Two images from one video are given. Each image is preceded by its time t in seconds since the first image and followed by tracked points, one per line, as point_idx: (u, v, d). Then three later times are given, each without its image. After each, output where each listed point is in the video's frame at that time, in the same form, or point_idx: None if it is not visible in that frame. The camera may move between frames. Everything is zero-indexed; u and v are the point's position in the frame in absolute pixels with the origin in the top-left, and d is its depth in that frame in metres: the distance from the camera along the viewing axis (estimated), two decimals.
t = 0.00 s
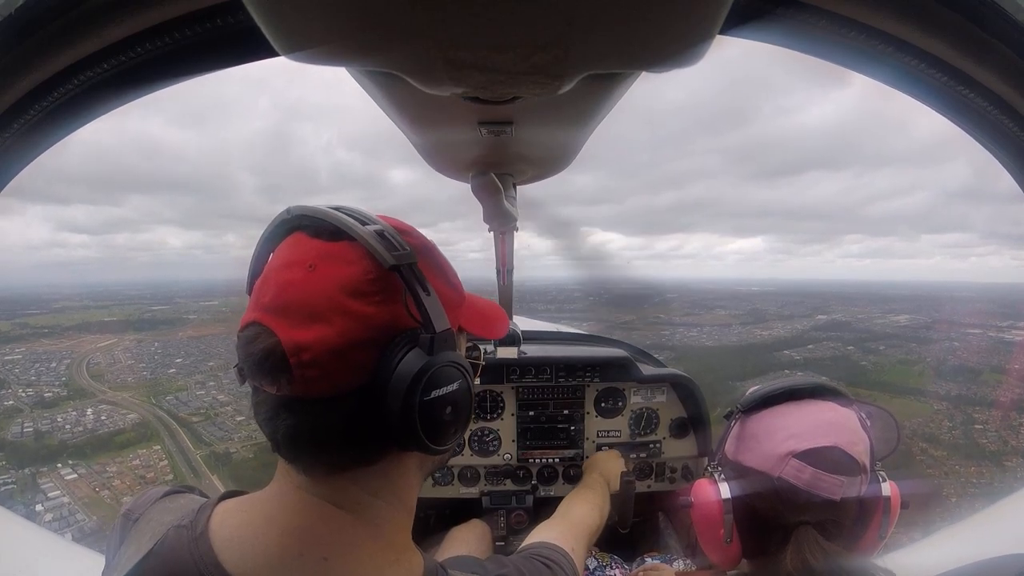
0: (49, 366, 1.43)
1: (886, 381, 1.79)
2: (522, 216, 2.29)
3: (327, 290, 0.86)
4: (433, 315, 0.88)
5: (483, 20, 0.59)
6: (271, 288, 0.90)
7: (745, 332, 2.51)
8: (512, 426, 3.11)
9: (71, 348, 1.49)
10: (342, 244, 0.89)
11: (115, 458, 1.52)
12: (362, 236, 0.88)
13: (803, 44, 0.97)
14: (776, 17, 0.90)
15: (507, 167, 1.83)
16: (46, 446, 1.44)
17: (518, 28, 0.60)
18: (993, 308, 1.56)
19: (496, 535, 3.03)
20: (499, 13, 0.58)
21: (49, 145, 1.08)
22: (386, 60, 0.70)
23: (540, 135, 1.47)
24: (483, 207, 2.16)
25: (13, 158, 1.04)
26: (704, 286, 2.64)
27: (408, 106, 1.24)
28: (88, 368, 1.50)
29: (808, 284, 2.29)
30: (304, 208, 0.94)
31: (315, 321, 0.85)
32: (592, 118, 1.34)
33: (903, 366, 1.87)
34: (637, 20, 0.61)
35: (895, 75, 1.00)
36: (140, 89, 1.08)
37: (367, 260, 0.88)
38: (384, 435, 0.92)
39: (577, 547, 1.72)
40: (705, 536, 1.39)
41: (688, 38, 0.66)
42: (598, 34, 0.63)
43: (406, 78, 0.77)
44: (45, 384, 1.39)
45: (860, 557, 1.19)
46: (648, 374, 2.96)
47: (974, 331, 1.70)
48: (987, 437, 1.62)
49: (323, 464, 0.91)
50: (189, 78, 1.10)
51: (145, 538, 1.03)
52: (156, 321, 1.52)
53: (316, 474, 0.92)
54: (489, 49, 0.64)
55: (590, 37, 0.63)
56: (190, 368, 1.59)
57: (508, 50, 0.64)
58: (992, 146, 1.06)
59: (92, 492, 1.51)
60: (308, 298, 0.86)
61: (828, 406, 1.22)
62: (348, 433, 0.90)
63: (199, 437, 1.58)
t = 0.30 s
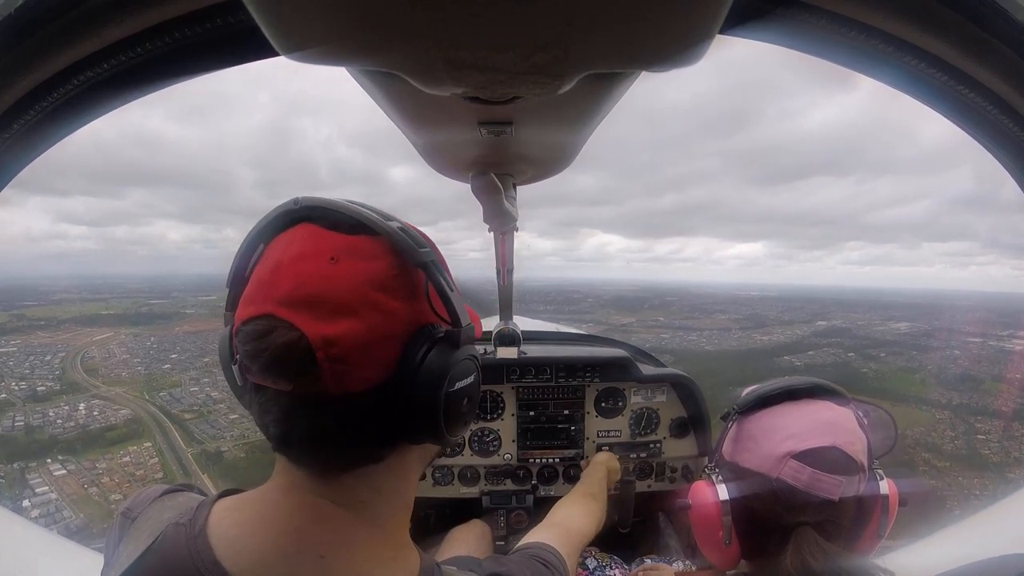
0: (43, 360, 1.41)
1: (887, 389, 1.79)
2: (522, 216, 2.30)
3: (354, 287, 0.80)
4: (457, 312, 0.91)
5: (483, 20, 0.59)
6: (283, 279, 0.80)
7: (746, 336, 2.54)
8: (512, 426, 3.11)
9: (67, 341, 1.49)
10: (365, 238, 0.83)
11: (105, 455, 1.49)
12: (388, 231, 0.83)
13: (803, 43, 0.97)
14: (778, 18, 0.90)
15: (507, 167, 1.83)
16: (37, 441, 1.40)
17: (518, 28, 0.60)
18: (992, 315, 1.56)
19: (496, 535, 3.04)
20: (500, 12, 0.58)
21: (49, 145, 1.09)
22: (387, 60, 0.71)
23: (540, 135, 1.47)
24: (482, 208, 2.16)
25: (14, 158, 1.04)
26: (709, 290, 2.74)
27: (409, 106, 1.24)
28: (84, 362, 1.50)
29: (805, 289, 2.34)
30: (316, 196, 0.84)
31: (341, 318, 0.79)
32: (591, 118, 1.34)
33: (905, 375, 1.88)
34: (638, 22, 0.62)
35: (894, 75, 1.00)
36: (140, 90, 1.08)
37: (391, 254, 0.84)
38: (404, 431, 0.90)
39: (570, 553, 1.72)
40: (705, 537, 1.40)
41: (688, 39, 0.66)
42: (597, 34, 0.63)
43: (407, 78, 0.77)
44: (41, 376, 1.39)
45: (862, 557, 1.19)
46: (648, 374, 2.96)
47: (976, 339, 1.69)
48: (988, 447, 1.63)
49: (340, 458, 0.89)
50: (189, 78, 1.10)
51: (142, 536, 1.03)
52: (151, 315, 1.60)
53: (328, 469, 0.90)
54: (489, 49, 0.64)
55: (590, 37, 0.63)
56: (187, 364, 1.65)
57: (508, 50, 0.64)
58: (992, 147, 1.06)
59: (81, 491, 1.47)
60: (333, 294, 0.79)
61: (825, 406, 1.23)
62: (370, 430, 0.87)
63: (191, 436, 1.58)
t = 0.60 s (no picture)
0: (39, 355, 1.42)
1: (890, 396, 1.81)
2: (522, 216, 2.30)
3: (323, 279, 0.75)
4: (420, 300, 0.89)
5: (484, 20, 0.59)
6: (247, 271, 0.75)
7: (748, 342, 2.58)
8: (512, 425, 3.11)
9: (64, 335, 1.49)
10: (333, 228, 0.78)
11: (95, 453, 1.50)
12: (355, 221, 0.79)
13: (803, 43, 0.98)
14: (778, 18, 0.91)
15: (506, 167, 1.83)
16: (28, 438, 1.42)
17: (519, 28, 0.60)
18: (992, 323, 1.57)
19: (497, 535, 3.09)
20: (501, 12, 0.58)
21: (49, 145, 1.09)
22: (388, 59, 0.71)
23: (540, 134, 1.47)
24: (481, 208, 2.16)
25: (14, 158, 1.05)
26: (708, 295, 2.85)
27: (409, 106, 1.24)
28: (79, 357, 1.49)
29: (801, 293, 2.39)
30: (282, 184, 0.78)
31: (310, 311, 0.75)
32: (591, 119, 1.34)
33: (907, 381, 1.88)
34: (637, 22, 0.62)
35: (895, 75, 1.00)
36: (140, 90, 1.08)
37: (358, 245, 0.80)
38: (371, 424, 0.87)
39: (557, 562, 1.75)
40: (705, 539, 1.40)
41: (688, 38, 0.66)
42: (597, 34, 0.63)
43: (407, 78, 0.77)
44: (35, 370, 1.39)
45: (863, 557, 1.19)
46: (648, 374, 2.95)
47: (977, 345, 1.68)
48: (992, 457, 1.58)
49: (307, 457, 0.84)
50: (189, 78, 1.11)
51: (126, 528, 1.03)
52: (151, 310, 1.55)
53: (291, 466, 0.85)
54: (490, 49, 0.64)
55: (590, 37, 0.64)
56: (179, 362, 1.61)
57: (509, 50, 0.64)
58: (992, 147, 1.06)
59: (69, 489, 1.50)
60: (301, 287, 0.74)
61: (823, 405, 1.23)
62: (338, 426, 0.83)
63: (183, 434, 1.59)
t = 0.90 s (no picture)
0: (36, 353, 1.44)
1: (894, 400, 1.85)
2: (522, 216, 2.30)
3: (246, 262, 0.74)
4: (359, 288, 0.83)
5: (484, 19, 0.59)
6: (173, 256, 0.74)
7: (754, 345, 2.61)
8: (512, 425, 3.11)
9: (61, 335, 1.53)
10: (260, 209, 0.77)
11: (90, 454, 1.52)
12: (285, 204, 0.77)
13: (802, 43, 0.97)
14: (778, 18, 0.90)
15: (506, 167, 1.83)
16: (20, 439, 1.40)
17: (518, 27, 0.60)
18: (993, 326, 1.58)
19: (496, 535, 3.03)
20: (500, 11, 0.58)
21: (49, 145, 1.09)
22: (388, 59, 0.71)
23: (539, 135, 1.47)
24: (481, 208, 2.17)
25: (14, 158, 1.04)
26: (707, 296, 2.96)
27: (409, 106, 1.24)
28: (77, 356, 1.51)
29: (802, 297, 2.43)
30: (211, 166, 0.77)
31: (233, 295, 0.73)
32: (590, 119, 1.34)
33: (910, 387, 1.92)
34: (636, 23, 0.62)
35: (895, 76, 1.00)
36: (141, 90, 1.08)
37: (287, 227, 0.78)
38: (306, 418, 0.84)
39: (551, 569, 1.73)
40: (705, 540, 1.39)
41: (688, 38, 0.66)
42: (597, 34, 0.63)
43: (406, 78, 0.77)
44: (31, 371, 1.39)
45: (865, 556, 1.18)
46: (648, 374, 2.95)
47: (982, 347, 1.70)
48: (998, 463, 1.58)
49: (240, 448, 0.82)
50: (189, 78, 1.11)
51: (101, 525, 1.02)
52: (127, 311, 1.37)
53: (223, 460, 0.84)
54: (489, 49, 0.64)
55: (589, 37, 0.63)
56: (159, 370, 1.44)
57: (508, 49, 0.64)
58: (992, 147, 1.06)
59: (62, 491, 1.49)
60: (224, 270, 0.73)
61: (821, 404, 1.24)
62: (268, 417, 0.81)
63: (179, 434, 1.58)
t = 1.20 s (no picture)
0: (36, 358, 1.41)
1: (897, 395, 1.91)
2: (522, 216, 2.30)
3: (244, 263, 0.73)
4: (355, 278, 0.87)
5: (483, 19, 0.59)
6: (162, 260, 0.71)
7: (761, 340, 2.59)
8: (512, 425, 3.11)
9: (61, 338, 1.50)
10: (250, 208, 0.75)
11: (90, 459, 1.50)
12: (275, 200, 0.76)
13: (802, 43, 0.97)
14: (778, 18, 0.90)
15: (506, 167, 1.83)
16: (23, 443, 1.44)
17: (518, 27, 0.60)
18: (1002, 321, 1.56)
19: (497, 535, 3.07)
20: (500, 10, 0.58)
21: (50, 145, 1.09)
22: (388, 58, 0.71)
23: (539, 135, 1.47)
24: (481, 208, 2.16)
25: (14, 157, 1.04)
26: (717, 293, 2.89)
27: (409, 106, 1.24)
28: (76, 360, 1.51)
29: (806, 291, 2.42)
30: (192, 166, 0.74)
31: (234, 298, 0.72)
32: (590, 119, 1.34)
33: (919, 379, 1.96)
34: (636, 23, 0.62)
35: (895, 76, 1.00)
36: (141, 90, 1.08)
37: (279, 225, 0.77)
38: (310, 411, 0.86)
39: None
40: (706, 542, 1.39)
41: (688, 38, 0.66)
42: (597, 34, 0.63)
43: (406, 78, 0.77)
44: (33, 375, 1.38)
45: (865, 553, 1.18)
46: (648, 374, 2.94)
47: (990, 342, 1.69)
48: (1011, 460, 1.55)
49: (243, 450, 0.83)
50: (189, 78, 1.11)
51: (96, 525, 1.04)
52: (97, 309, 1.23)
53: (218, 463, 0.83)
54: (489, 49, 0.64)
55: (590, 37, 0.63)
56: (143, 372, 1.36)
57: (508, 50, 0.64)
58: (992, 147, 1.06)
59: (60, 498, 1.49)
60: (221, 273, 0.72)
61: (817, 402, 1.24)
62: (274, 415, 0.81)
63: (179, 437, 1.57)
